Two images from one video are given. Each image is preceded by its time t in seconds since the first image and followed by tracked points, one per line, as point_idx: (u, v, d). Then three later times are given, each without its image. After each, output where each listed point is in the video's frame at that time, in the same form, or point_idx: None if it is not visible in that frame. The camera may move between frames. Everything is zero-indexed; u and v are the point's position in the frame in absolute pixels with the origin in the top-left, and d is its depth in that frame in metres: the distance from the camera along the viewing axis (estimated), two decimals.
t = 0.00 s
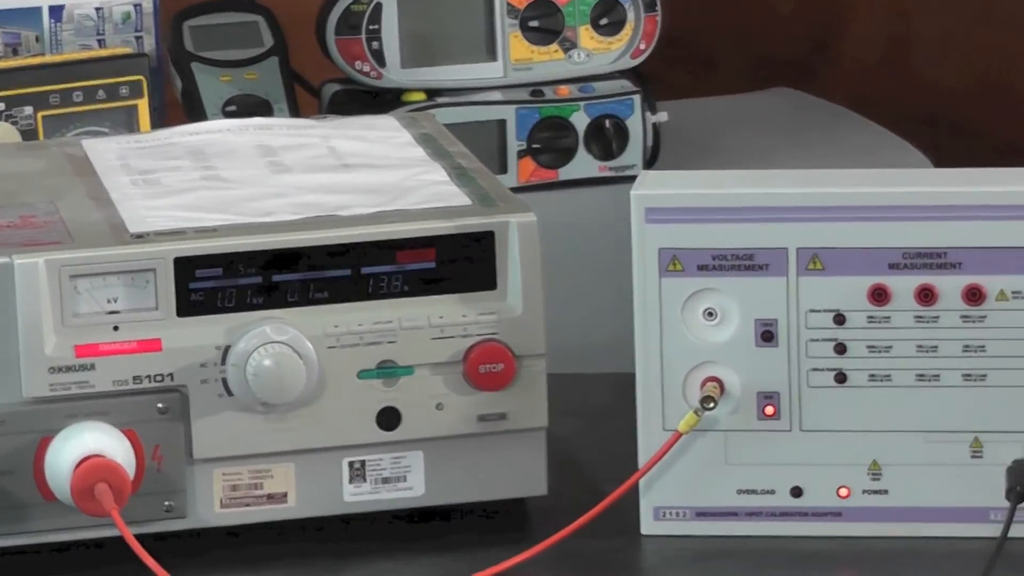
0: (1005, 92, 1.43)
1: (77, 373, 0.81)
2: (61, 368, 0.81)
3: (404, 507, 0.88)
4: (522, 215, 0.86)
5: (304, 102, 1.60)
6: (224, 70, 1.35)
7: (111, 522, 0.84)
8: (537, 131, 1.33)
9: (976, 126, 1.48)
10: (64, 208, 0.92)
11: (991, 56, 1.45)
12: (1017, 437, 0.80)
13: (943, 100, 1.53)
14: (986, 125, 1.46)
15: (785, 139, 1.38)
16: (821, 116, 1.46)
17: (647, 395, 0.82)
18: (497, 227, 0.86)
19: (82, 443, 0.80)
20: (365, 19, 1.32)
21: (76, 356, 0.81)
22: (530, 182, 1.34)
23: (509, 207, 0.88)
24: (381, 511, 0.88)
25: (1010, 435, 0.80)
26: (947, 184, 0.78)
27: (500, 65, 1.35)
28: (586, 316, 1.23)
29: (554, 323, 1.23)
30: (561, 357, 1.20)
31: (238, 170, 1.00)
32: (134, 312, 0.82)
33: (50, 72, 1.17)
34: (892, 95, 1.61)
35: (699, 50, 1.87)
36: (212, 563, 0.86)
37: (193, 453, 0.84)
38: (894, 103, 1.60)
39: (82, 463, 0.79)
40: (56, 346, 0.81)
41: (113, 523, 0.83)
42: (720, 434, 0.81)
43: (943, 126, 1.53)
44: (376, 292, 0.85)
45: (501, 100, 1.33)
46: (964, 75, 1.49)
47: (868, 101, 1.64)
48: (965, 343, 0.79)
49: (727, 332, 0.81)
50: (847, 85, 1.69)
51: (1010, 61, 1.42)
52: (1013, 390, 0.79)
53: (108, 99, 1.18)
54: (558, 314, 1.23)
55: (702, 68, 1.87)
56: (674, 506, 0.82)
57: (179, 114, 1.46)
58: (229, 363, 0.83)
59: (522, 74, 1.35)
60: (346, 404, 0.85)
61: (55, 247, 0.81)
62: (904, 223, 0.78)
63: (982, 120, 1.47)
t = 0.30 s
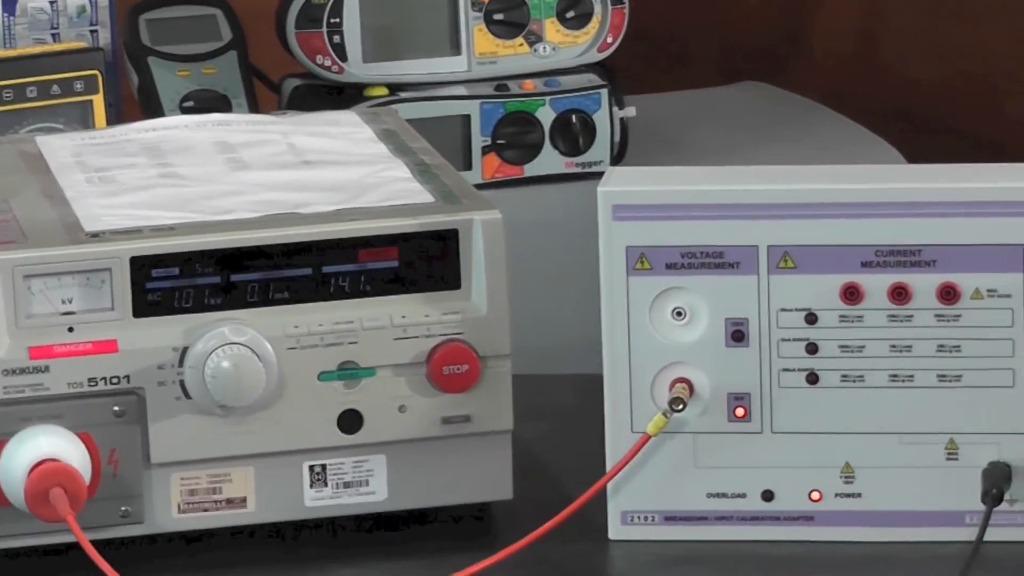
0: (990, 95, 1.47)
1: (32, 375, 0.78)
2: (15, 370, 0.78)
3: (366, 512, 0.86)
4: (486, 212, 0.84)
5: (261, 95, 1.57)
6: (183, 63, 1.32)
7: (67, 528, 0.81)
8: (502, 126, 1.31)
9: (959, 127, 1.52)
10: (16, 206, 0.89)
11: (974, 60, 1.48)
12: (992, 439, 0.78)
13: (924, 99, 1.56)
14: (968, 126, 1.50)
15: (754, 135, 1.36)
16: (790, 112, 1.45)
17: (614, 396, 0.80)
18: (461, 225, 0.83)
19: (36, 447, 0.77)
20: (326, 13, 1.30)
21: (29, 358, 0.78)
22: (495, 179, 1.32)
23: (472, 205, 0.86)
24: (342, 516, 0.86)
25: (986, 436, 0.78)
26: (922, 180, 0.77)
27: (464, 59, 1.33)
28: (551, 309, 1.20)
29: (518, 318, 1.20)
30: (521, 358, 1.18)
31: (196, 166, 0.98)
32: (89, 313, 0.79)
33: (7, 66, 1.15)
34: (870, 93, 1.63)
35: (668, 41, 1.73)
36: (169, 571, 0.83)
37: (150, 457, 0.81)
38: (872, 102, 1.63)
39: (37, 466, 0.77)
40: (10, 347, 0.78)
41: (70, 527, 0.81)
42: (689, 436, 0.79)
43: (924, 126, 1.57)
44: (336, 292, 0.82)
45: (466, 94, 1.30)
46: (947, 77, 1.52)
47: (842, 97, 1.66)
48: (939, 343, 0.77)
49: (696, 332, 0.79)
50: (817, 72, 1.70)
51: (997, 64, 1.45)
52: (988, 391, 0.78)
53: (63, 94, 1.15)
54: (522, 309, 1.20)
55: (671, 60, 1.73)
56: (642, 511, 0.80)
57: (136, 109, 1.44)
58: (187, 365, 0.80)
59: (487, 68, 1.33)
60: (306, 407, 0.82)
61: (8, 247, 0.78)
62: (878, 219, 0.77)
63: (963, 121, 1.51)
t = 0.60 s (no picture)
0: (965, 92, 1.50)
1: None
2: None
3: (329, 516, 0.84)
4: (451, 210, 0.82)
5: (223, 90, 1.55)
6: (142, 59, 1.30)
7: (22, 534, 0.79)
8: (468, 122, 1.28)
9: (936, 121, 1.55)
10: None
11: (953, 57, 1.51)
12: (968, 440, 0.76)
13: (902, 94, 1.59)
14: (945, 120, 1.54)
15: (725, 132, 1.34)
16: (761, 108, 1.43)
17: (583, 397, 0.78)
18: (426, 223, 0.81)
19: None
20: (288, 7, 1.28)
21: None
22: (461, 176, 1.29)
23: (439, 202, 0.84)
24: (304, 521, 0.84)
25: (962, 438, 0.76)
26: (899, 176, 0.75)
27: (429, 53, 1.31)
28: (518, 319, 1.22)
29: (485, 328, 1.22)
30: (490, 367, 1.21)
31: (155, 164, 0.95)
32: (45, 314, 0.77)
33: None
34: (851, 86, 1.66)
35: (641, 35, 1.75)
36: None
37: (109, 460, 0.79)
38: (852, 95, 1.67)
39: None
40: None
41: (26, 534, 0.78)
42: (659, 438, 0.78)
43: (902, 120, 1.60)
44: (298, 291, 0.80)
45: (431, 90, 1.28)
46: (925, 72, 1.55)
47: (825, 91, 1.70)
48: (914, 343, 0.76)
49: (667, 332, 0.78)
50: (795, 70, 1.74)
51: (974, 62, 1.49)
52: (964, 392, 0.76)
53: (19, 90, 1.12)
54: (488, 316, 1.22)
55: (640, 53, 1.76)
56: (611, 514, 0.79)
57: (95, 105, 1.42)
58: (146, 366, 0.78)
59: (452, 62, 1.31)
60: (267, 409, 0.80)
61: None
62: (852, 217, 0.75)
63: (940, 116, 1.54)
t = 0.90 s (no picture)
0: (935, 90, 1.55)
1: None
2: None
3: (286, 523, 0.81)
4: (412, 208, 0.80)
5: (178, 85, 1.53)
6: (95, 55, 1.27)
7: None
8: (429, 119, 1.25)
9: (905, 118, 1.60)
10: None
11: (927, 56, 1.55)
12: (941, 443, 0.74)
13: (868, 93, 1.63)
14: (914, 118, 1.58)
15: (691, 128, 1.32)
16: (727, 104, 1.41)
17: (547, 400, 0.77)
18: (386, 222, 0.79)
19: None
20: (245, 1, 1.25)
21: None
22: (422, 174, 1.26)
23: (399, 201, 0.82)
24: (262, 528, 0.81)
25: (934, 441, 0.74)
26: (869, 174, 0.73)
27: (389, 49, 1.28)
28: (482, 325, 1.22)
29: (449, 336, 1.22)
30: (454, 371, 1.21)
31: (108, 162, 0.93)
32: None
33: None
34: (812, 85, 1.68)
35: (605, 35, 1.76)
36: None
37: (62, 466, 0.77)
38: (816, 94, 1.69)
39: None
40: None
41: None
42: (625, 442, 0.76)
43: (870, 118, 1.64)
44: (255, 292, 0.78)
45: (392, 85, 1.25)
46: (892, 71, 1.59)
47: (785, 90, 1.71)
48: (886, 344, 0.74)
49: (632, 334, 0.76)
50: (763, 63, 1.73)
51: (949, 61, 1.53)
52: (937, 394, 0.74)
53: None
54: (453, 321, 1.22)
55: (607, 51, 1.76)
56: (576, 520, 0.77)
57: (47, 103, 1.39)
58: (100, 369, 0.76)
59: (412, 58, 1.29)
60: (222, 413, 0.78)
61: None
62: (822, 215, 0.73)
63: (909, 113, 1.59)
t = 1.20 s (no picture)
0: (927, 85, 1.58)
1: None
2: None
3: (257, 527, 0.79)
4: (384, 205, 0.78)
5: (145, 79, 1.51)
6: (61, 48, 1.25)
7: None
8: (402, 114, 1.23)
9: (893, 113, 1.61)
10: None
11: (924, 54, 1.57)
12: (925, 444, 0.73)
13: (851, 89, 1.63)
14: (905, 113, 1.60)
15: (670, 123, 1.30)
16: (706, 98, 1.39)
17: (523, 401, 0.75)
18: (358, 219, 0.77)
19: None
20: None
21: None
22: (395, 171, 1.24)
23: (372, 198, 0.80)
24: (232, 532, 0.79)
25: (918, 442, 0.73)
26: (853, 170, 0.72)
27: (362, 42, 1.26)
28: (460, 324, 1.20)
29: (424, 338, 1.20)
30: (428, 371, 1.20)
31: (74, 157, 0.90)
32: None
33: None
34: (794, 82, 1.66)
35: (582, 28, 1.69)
36: None
37: (26, 469, 0.75)
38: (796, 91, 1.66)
39: None
40: None
41: None
42: (602, 443, 0.75)
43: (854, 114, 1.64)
44: (225, 291, 0.76)
45: (364, 79, 1.23)
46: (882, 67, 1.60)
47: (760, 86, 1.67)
48: (868, 343, 0.72)
49: (610, 333, 0.74)
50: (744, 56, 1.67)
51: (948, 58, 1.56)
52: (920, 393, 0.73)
53: None
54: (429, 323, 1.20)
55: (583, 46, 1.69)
56: (553, 524, 0.76)
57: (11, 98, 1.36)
58: (65, 371, 0.74)
59: (386, 52, 1.27)
60: (190, 415, 0.76)
61: None
62: (804, 212, 0.72)
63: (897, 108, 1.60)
